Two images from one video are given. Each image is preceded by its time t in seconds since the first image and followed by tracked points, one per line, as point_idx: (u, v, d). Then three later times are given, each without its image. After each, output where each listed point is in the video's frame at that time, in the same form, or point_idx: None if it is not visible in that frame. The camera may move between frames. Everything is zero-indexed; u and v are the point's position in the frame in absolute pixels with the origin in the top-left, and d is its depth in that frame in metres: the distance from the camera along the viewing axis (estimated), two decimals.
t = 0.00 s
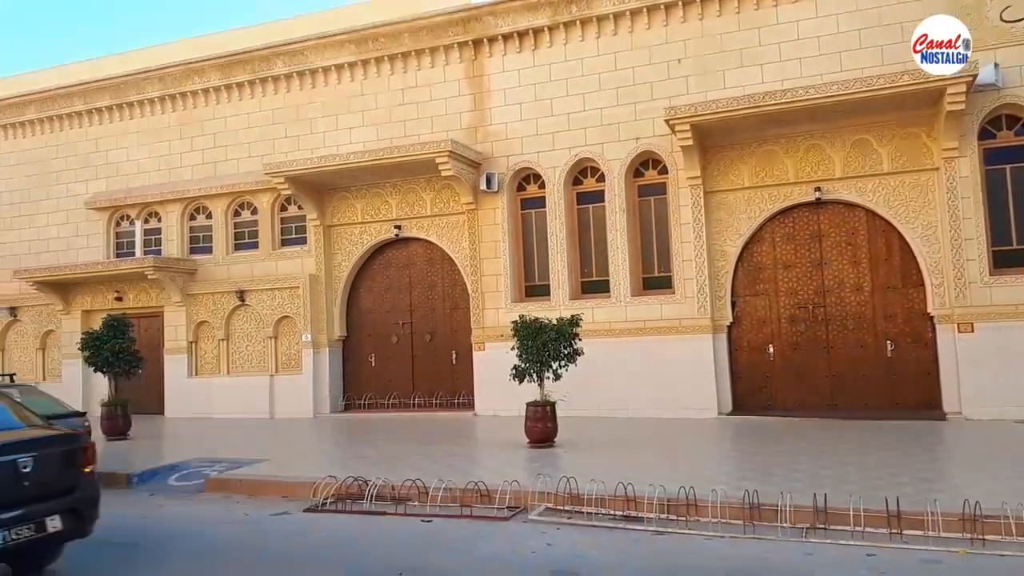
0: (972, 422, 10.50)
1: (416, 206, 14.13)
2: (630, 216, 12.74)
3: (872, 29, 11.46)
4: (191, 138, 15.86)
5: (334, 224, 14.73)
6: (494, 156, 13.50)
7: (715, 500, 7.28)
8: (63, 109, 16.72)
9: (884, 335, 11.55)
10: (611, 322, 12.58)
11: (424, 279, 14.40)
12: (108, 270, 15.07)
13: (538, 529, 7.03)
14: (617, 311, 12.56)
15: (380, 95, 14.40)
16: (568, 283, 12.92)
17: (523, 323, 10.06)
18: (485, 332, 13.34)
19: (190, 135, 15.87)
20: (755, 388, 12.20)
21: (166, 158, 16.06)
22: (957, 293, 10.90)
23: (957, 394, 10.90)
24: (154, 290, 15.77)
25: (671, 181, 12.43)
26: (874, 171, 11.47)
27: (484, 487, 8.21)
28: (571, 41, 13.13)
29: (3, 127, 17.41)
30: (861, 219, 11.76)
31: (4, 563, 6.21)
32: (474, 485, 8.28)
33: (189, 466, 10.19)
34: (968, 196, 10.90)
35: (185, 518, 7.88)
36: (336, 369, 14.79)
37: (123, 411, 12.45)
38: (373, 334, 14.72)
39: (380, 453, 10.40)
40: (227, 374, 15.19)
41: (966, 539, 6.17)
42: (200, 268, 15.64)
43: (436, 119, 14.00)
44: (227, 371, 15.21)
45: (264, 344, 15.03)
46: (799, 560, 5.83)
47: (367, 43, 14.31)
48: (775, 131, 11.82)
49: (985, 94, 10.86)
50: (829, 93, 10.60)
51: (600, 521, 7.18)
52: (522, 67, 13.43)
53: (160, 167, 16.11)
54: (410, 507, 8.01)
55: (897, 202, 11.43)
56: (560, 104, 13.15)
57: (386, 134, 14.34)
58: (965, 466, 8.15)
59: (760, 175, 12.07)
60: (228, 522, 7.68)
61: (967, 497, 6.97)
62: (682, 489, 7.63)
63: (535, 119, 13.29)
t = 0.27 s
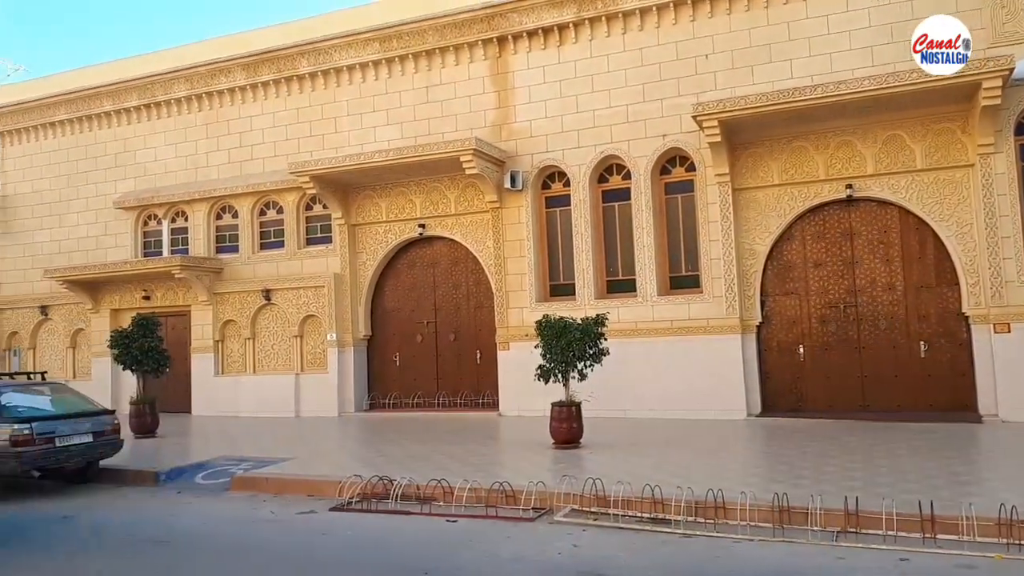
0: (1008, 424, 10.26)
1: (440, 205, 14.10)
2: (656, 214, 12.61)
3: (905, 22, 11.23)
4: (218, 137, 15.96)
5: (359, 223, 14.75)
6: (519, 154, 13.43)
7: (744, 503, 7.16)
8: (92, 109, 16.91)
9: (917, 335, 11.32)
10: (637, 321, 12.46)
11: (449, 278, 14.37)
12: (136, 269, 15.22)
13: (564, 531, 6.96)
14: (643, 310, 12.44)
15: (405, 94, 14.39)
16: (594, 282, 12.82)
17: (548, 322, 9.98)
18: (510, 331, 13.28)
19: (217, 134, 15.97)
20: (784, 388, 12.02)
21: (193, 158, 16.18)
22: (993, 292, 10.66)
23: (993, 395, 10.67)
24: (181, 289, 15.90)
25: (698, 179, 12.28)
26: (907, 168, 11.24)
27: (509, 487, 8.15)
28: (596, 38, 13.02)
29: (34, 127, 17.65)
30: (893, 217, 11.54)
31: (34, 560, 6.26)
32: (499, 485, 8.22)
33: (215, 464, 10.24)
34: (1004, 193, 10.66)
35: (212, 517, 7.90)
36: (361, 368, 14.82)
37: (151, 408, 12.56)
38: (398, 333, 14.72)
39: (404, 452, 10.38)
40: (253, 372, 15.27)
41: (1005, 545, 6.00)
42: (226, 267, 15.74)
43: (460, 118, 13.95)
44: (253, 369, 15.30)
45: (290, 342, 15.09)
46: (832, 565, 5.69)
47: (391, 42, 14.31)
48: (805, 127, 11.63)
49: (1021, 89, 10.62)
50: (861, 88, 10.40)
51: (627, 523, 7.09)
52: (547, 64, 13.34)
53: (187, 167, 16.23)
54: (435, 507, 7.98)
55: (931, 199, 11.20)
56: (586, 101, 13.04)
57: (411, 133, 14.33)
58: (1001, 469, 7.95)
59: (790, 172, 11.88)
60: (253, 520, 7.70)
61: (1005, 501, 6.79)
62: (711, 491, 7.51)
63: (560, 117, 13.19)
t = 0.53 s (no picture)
0: None
1: (473, 201, 14.14)
2: (690, 208, 12.52)
3: (946, 10, 10.99)
4: (255, 134, 16.18)
5: (393, 219, 14.86)
6: (552, 149, 13.42)
7: (781, 499, 7.09)
8: (133, 108, 17.25)
9: (958, 330, 11.09)
10: (672, 316, 12.40)
11: (482, 274, 14.41)
12: (176, 265, 15.51)
13: (598, 525, 6.97)
14: (678, 305, 12.37)
15: (438, 90, 14.45)
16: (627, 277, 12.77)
17: (582, 317, 9.97)
18: (543, 326, 13.29)
19: (254, 132, 16.18)
20: (822, 384, 11.87)
21: (231, 155, 16.42)
22: None
23: None
24: (220, 284, 16.17)
25: (733, 172, 12.16)
26: (949, 159, 11.01)
27: (543, 481, 8.17)
28: (630, 31, 12.95)
29: (77, 127, 18.05)
30: (934, 210, 11.31)
31: (80, 549, 6.43)
32: (533, 480, 8.25)
33: (254, 456, 10.41)
34: None
35: (252, 508, 8.04)
36: (396, 362, 14.94)
37: (191, 401, 12.81)
38: (432, 328, 14.81)
39: (439, 446, 10.46)
40: (290, 367, 15.49)
41: None
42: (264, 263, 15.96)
43: (493, 113, 13.97)
44: (290, 364, 15.51)
45: (326, 337, 15.27)
46: (871, 563, 5.61)
47: (425, 38, 14.38)
48: (843, 119, 11.44)
49: None
50: (900, 79, 10.21)
51: (661, 518, 7.07)
52: (580, 59, 13.30)
53: (225, 165, 16.48)
54: (470, 500, 8.03)
55: (973, 191, 10.96)
56: (619, 94, 12.97)
57: (444, 129, 14.40)
58: None
59: (827, 164, 11.70)
60: (291, 512, 7.82)
61: None
62: (746, 486, 7.46)
63: (593, 111, 13.15)
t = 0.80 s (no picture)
0: None
1: (502, 197, 14.14)
2: (720, 203, 12.41)
3: None
4: (285, 133, 16.34)
5: (422, 216, 14.93)
6: (580, 145, 13.38)
7: (814, 496, 7.02)
8: (167, 108, 17.51)
9: (996, 325, 10.88)
10: (702, 311, 12.31)
11: (510, 270, 14.42)
12: (209, 263, 15.73)
13: (629, 521, 6.95)
14: (708, 300, 12.28)
15: (466, 86, 14.47)
16: (657, 272, 12.70)
17: (611, 313, 9.94)
18: (571, 322, 13.28)
19: (285, 130, 16.34)
20: (855, 381, 11.71)
21: (262, 154, 16.60)
22: None
23: None
24: (253, 281, 16.37)
25: (765, 166, 12.03)
26: (986, 151, 10.79)
27: (573, 477, 8.17)
28: (658, 25, 12.86)
29: (113, 127, 18.37)
30: (972, 203, 11.09)
31: (119, 541, 6.57)
32: (563, 476, 8.25)
33: (287, 451, 10.54)
34: None
35: (284, 502, 8.14)
36: (425, 358, 15.02)
37: (225, 396, 13.00)
38: (461, 324, 14.86)
39: (469, 441, 10.50)
40: (321, 362, 15.64)
41: None
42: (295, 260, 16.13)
43: (522, 109, 13.96)
44: (321, 359, 15.66)
45: (356, 333, 15.39)
46: (907, 562, 5.53)
47: (453, 35, 14.40)
48: (876, 111, 11.26)
49: None
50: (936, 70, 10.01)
51: (692, 515, 7.04)
52: (609, 53, 13.23)
53: (256, 163, 16.67)
54: (499, 496, 8.06)
55: (1011, 183, 10.72)
56: (648, 89, 12.89)
57: (472, 125, 14.42)
58: None
59: (860, 157, 11.53)
60: (322, 506, 7.91)
61: None
62: (779, 484, 7.39)
63: (623, 106, 13.08)
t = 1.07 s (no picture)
0: None
1: (535, 193, 14.13)
2: (757, 198, 12.27)
3: None
4: (321, 131, 16.51)
5: (455, 213, 14.98)
6: (614, 140, 13.32)
7: (854, 495, 6.92)
8: (205, 108, 17.79)
9: None
10: (739, 308, 12.20)
11: (544, 266, 14.41)
12: (248, 260, 15.96)
13: (665, 519, 6.91)
14: (745, 297, 12.16)
15: (500, 83, 14.48)
16: (692, 268, 12.60)
17: (646, 310, 9.88)
18: (605, 319, 13.23)
19: (320, 129, 16.51)
20: (896, 378, 11.50)
21: (298, 153, 16.80)
22: None
23: None
24: (290, 278, 16.58)
25: (802, 160, 11.87)
26: None
27: (608, 474, 8.15)
28: (693, 19, 12.74)
29: (154, 127, 18.71)
30: (1018, 196, 10.82)
31: (162, 534, 6.71)
32: (598, 472, 8.23)
33: (324, 446, 10.66)
34: None
35: (323, 496, 8.24)
36: (459, 355, 15.08)
37: (264, 392, 13.17)
38: (495, 320, 14.89)
39: (504, 438, 10.52)
40: (358, 358, 15.79)
41: None
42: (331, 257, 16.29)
43: (555, 105, 13.94)
44: (357, 355, 15.82)
45: (392, 329, 15.51)
46: (951, 562, 5.42)
47: (486, 32, 14.42)
48: (918, 103, 11.04)
49: None
50: (980, 60, 9.77)
51: (729, 513, 6.98)
52: (643, 48, 13.15)
53: (293, 162, 16.87)
54: (534, 492, 8.07)
55: None
56: (683, 83, 12.78)
57: (506, 122, 14.43)
58: None
59: (901, 150, 11.31)
60: (359, 500, 8.00)
61: None
62: (818, 482, 7.29)
63: (657, 101, 12.99)
